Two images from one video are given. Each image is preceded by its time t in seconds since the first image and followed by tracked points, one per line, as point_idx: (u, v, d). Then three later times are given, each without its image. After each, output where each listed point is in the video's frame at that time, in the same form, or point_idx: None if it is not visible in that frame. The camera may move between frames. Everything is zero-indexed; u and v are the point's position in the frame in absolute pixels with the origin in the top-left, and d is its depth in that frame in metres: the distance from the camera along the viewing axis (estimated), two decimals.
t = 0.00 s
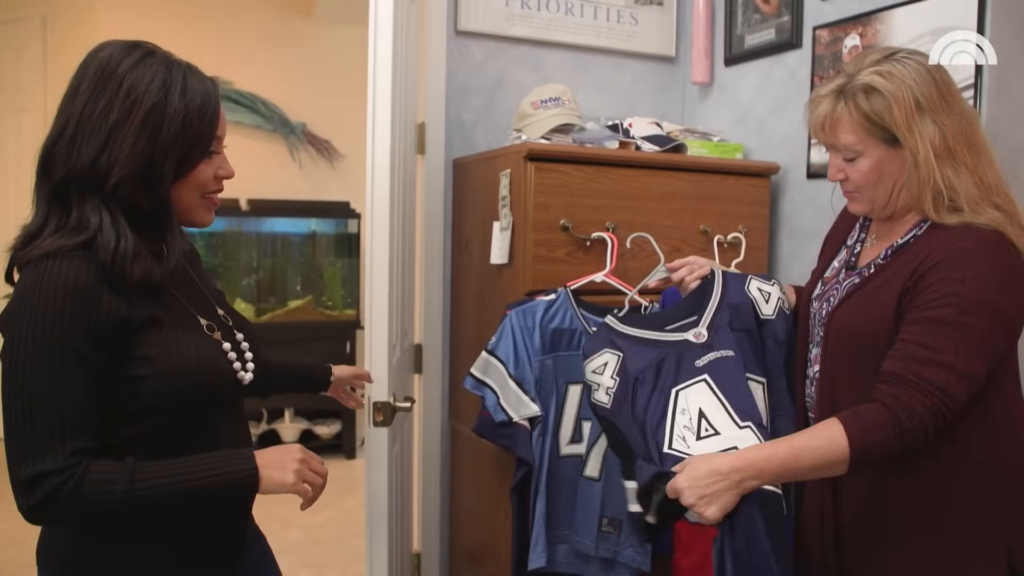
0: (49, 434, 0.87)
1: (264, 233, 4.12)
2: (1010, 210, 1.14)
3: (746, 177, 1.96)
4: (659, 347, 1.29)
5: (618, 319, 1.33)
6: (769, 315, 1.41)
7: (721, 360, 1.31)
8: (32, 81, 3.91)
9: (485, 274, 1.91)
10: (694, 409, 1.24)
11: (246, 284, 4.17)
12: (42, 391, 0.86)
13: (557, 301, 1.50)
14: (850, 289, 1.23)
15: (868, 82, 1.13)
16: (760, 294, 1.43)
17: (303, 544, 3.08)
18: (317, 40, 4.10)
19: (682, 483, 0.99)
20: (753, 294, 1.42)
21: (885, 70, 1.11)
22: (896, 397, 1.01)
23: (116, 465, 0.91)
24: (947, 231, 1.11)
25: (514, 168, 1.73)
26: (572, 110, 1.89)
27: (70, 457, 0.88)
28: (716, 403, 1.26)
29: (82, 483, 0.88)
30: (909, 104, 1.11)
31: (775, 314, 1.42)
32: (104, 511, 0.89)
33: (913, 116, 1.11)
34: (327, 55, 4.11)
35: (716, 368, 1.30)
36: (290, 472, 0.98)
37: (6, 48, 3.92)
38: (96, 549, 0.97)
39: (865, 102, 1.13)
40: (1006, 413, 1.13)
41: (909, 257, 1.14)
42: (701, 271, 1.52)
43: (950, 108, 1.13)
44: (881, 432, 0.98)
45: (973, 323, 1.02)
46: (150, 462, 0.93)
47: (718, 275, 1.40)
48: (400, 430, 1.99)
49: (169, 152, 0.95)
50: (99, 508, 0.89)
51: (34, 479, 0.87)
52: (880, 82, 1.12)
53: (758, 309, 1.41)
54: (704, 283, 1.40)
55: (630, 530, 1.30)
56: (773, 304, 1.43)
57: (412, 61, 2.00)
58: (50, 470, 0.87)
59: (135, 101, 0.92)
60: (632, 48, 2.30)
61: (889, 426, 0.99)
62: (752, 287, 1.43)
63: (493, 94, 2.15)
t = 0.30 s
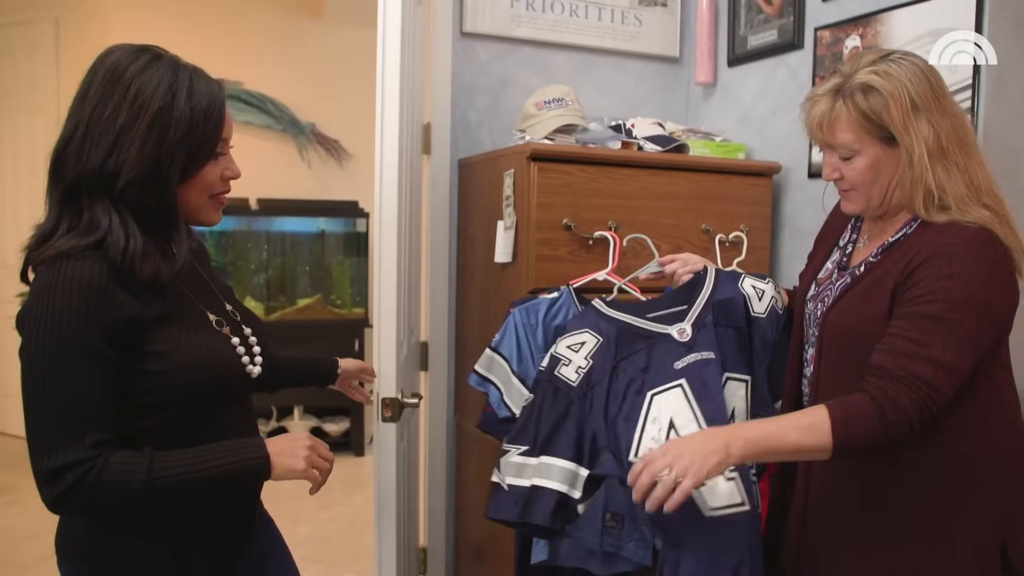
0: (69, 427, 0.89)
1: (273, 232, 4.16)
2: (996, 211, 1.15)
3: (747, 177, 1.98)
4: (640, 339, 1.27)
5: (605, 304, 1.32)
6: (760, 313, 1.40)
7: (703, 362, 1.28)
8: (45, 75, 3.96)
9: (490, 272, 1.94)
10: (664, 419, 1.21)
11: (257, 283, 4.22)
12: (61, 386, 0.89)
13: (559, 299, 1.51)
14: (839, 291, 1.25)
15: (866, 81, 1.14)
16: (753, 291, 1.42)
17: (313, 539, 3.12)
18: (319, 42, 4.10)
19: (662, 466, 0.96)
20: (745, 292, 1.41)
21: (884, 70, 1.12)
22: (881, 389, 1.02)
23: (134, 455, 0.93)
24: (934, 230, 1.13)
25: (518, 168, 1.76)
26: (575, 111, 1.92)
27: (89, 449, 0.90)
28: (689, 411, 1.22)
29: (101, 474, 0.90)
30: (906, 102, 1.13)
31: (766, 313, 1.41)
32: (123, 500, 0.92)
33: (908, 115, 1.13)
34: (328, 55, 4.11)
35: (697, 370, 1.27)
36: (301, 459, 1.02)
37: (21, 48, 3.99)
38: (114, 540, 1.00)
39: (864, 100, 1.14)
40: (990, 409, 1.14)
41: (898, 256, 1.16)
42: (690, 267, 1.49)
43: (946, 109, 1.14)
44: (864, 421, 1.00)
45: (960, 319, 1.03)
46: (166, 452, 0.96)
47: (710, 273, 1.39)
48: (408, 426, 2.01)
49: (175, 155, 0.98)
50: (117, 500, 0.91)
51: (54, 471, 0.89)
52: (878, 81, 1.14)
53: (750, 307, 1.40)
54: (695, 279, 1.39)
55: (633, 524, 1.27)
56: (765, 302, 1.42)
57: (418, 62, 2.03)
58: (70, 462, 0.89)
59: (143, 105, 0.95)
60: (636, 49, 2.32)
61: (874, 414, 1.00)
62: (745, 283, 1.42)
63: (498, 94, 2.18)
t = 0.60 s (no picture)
0: (121, 413, 0.94)
1: (281, 231, 4.16)
2: (999, 210, 1.13)
3: (748, 176, 2.00)
4: (616, 359, 1.32)
5: (587, 315, 1.34)
6: (745, 329, 1.38)
7: (677, 385, 1.34)
8: (56, 77, 4.01)
9: (494, 270, 1.97)
10: (635, 441, 1.32)
11: (265, 281, 4.26)
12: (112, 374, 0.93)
13: (562, 296, 1.53)
14: (845, 291, 1.21)
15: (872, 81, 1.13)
16: (739, 305, 1.40)
17: (320, 535, 3.15)
18: (326, 43, 4.16)
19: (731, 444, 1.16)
20: (730, 305, 1.39)
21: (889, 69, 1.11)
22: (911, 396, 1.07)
23: (180, 438, 0.98)
24: (941, 229, 1.11)
25: (522, 168, 1.78)
26: (578, 111, 1.94)
27: (141, 432, 0.94)
28: (659, 437, 1.32)
29: (151, 456, 0.94)
30: (912, 102, 1.11)
31: (752, 328, 1.39)
32: (172, 480, 0.96)
33: (914, 116, 1.11)
34: (338, 55, 4.17)
35: (668, 395, 1.34)
36: (332, 438, 1.08)
37: (32, 49, 4.03)
38: (158, 520, 1.04)
39: (871, 99, 1.13)
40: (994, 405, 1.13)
41: (907, 255, 1.13)
42: (678, 280, 1.48)
43: (950, 109, 1.13)
44: (885, 420, 1.08)
45: (977, 321, 1.04)
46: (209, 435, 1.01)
47: (695, 288, 1.38)
48: (412, 422, 2.04)
49: (212, 159, 1.02)
50: (168, 478, 0.96)
51: (108, 453, 0.94)
52: (885, 81, 1.12)
53: (731, 322, 1.38)
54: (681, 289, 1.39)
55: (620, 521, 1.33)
56: (752, 316, 1.39)
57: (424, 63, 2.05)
58: (122, 445, 0.93)
59: (181, 112, 0.99)
60: (639, 49, 2.34)
61: (891, 421, 1.07)
62: (730, 296, 1.40)
63: (503, 94, 2.21)
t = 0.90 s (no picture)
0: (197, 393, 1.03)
1: (285, 232, 4.18)
2: (1004, 209, 1.11)
3: (747, 174, 2.01)
4: (600, 343, 1.40)
5: (578, 300, 1.41)
6: (734, 320, 1.41)
7: (659, 371, 1.42)
8: (61, 80, 4.03)
9: (495, 269, 1.99)
10: (612, 417, 1.43)
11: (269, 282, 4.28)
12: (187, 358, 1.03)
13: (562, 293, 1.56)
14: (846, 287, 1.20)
15: (875, 85, 1.10)
16: (725, 298, 1.42)
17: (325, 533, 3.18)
18: (329, 45, 4.19)
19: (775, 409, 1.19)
20: (717, 299, 1.41)
21: (891, 72, 1.08)
22: (901, 390, 1.06)
23: (251, 417, 1.07)
24: (942, 227, 1.10)
25: (522, 167, 1.81)
26: (578, 111, 1.96)
27: (217, 410, 1.04)
28: (633, 417, 1.42)
29: (227, 431, 1.04)
30: (914, 104, 1.09)
31: (741, 319, 1.41)
32: (246, 453, 1.06)
33: (917, 119, 1.09)
34: (341, 57, 4.20)
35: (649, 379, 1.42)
36: (384, 407, 1.17)
37: (39, 52, 4.07)
38: (218, 492, 1.12)
39: (873, 102, 1.11)
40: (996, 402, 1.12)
41: (907, 252, 1.12)
42: (666, 275, 1.51)
43: (952, 110, 1.11)
44: (875, 413, 1.08)
45: (973, 316, 1.02)
46: (275, 412, 1.10)
47: (682, 282, 1.42)
48: (415, 420, 2.06)
49: (264, 166, 1.10)
50: (244, 448, 1.05)
51: (191, 429, 1.03)
52: (887, 84, 1.10)
53: (719, 315, 1.41)
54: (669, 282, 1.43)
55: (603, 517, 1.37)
56: (739, 307, 1.42)
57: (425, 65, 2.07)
58: (202, 421, 1.03)
59: (237, 123, 1.07)
60: (639, 49, 2.36)
61: (883, 414, 1.07)
62: (717, 291, 1.42)
63: (504, 95, 2.23)
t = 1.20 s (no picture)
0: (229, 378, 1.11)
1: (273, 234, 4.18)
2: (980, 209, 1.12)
3: (731, 175, 2.03)
4: (585, 352, 1.40)
5: (562, 311, 1.42)
6: (717, 321, 1.42)
7: (645, 378, 1.43)
8: (47, 83, 4.01)
9: (482, 270, 2.00)
10: (601, 427, 1.43)
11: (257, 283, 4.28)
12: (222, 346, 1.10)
13: (549, 295, 1.57)
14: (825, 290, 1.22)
15: (852, 85, 1.12)
16: (706, 301, 1.44)
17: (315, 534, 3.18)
18: (316, 47, 4.20)
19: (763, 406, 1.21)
20: (698, 303, 1.43)
21: (869, 73, 1.10)
22: (883, 392, 1.07)
23: (280, 403, 1.15)
24: (919, 228, 1.11)
25: (508, 168, 1.82)
26: (564, 113, 1.97)
27: (246, 395, 1.11)
28: (623, 421, 1.44)
29: (255, 416, 1.12)
30: (891, 104, 1.11)
31: (724, 319, 1.43)
32: (275, 437, 1.14)
33: (893, 120, 1.11)
34: (329, 59, 4.21)
35: (635, 386, 1.43)
36: (402, 395, 1.26)
37: (25, 54, 4.05)
38: (245, 476, 1.20)
39: (850, 102, 1.12)
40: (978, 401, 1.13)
41: (884, 254, 1.13)
42: (647, 283, 1.50)
43: (928, 110, 1.12)
44: (857, 412, 1.09)
45: (952, 316, 1.04)
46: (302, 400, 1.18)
47: (662, 289, 1.43)
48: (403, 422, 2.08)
49: (304, 175, 1.18)
50: (273, 432, 1.13)
51: (222, 413, 1.11)
52: (864, 84, 1.12)
53: (704, 318, 1.42)
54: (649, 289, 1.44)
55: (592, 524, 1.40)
56: (721, 309, 1.43)
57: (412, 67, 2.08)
58: (232, 405, 1.11)
59: (281, 134, 1.15)
60: (625, 52, 2.38)
61: (868, 415, 1.08)
62: (697, 296, 1.44)
63: (490, 97, 2.24)
